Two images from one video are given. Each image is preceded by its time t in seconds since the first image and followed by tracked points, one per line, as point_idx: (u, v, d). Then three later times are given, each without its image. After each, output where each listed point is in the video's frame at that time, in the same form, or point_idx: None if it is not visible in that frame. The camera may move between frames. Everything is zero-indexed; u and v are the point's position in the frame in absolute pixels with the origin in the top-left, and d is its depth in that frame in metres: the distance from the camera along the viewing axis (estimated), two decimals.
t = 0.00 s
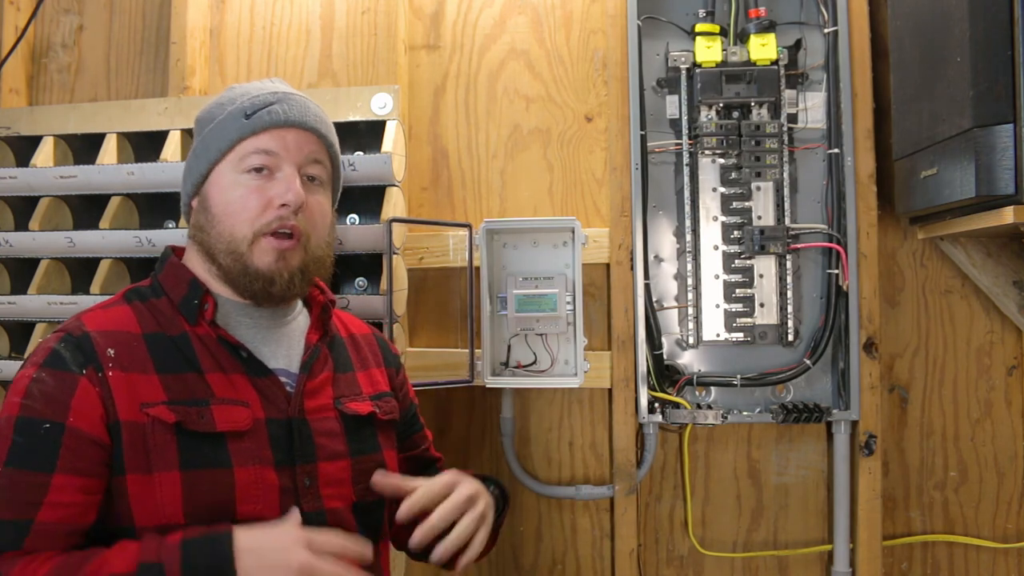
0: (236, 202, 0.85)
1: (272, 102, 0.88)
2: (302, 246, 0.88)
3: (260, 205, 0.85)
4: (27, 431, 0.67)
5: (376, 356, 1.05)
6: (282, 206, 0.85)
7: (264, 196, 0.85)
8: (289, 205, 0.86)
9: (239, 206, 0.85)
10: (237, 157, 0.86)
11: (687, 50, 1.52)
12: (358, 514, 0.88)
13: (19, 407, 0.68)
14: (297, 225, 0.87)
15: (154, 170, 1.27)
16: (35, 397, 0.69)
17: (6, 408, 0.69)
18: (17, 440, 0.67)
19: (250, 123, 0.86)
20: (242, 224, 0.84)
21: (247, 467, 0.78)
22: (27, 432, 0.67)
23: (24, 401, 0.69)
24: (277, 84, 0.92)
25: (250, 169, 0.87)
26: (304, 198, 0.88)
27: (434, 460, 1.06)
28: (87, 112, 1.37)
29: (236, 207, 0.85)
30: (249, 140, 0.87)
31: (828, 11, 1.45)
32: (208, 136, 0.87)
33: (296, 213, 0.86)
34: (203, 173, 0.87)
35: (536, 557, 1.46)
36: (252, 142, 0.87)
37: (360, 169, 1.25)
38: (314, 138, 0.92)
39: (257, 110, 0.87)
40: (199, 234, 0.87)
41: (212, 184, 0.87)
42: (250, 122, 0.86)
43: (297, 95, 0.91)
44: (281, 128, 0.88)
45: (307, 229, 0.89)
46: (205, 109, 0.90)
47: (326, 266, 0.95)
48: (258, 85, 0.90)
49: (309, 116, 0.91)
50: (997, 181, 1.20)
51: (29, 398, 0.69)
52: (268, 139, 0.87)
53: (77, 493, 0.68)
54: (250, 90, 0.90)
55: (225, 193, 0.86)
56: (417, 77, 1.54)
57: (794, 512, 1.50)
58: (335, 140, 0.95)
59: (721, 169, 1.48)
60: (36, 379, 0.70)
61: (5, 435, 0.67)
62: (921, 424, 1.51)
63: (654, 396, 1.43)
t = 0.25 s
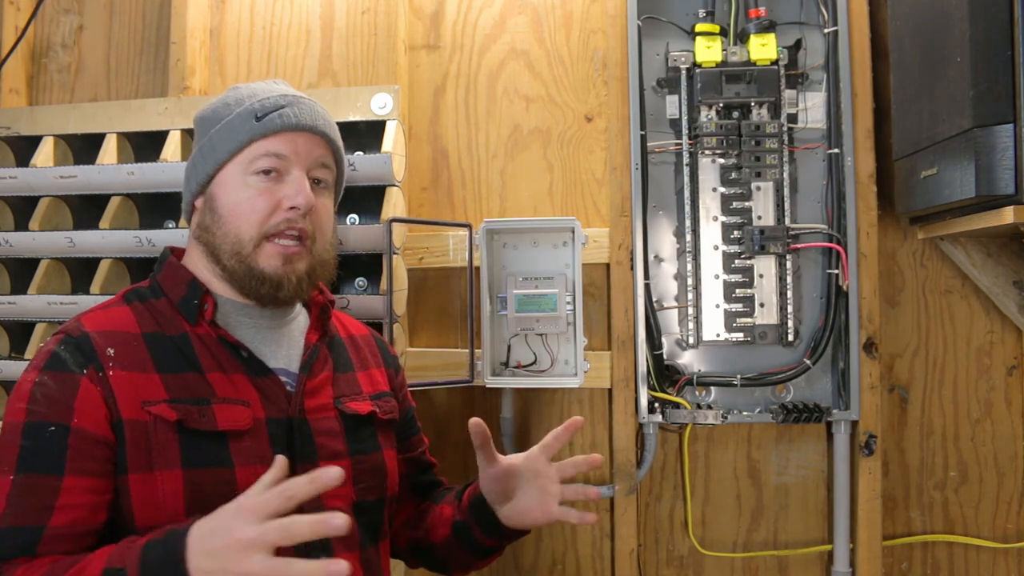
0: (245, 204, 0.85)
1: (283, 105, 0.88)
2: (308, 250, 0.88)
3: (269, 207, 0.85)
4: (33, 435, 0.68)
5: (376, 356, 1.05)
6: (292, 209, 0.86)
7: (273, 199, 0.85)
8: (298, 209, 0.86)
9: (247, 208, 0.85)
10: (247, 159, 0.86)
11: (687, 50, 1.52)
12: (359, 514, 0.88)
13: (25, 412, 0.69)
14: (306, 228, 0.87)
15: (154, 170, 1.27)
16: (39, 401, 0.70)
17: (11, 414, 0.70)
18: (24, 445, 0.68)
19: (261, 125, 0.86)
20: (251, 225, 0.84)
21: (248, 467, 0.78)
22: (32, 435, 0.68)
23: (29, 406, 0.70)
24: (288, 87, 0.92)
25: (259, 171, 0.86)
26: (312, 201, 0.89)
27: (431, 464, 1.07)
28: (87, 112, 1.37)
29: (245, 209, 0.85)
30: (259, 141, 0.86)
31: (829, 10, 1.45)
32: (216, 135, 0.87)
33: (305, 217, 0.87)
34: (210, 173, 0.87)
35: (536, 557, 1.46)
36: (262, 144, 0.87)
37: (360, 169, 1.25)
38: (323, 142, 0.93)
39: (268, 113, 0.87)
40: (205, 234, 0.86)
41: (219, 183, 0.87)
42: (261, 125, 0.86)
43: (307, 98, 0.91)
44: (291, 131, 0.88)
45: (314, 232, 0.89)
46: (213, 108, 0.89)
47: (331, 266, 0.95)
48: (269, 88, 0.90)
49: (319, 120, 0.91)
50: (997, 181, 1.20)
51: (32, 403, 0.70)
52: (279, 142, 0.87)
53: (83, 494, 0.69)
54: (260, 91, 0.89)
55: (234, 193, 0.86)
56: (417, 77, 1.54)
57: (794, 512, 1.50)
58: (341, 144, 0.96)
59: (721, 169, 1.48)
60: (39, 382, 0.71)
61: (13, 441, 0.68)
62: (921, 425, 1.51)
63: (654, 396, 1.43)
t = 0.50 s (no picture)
0: (249, 203, 0.85)
1: (286, 104, 0.88)
2: (313, 247, 0.88)
3: (273, 207, 0.85)
4: (29, 433, 0.68)
5: (379, 359, 1.05)
6: (296, 208, 0.85)
7: (276, 198, 0.85)
8: (302, 207, 0.86)
9: (251, 207, 0.85)
10: (250, 158, 0.86)
11: (687, 50, 1.52)
12: (361, 515, 0.88)
13: (22, 409, 0.69)
14: (310, 227, 0.87)
15: (154, 170, 1.27)
16: (36, 399, 0.70)
17: (9, 411, 0.70)
18: (19, 442, 0.67)
19: (264, 125, 0.86)
20: (255, 225, 0.84)
21: (253, 468, 0.78)
22: (29, 433, 0.68)
23: (26, 403, 0.69)
24: (290, 86, 0.92)
25: (262, 170, 0.86)
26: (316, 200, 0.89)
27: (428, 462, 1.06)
28: (87, 112, 1.37)
29: (249, 208, 0.85)
30: (262, 141, 0.86)
31: (829, 10, 1.45)
32: (219, 136, 0.87)
33: (309, 215, 0.86)
34: (214, 173, 0.87)
35: (535, 557, 1.46)
36: (265, 143, 0.87)
37: (360, 169, 1.25)
38: (326, 141, 0.92)
39: (271, 112, 0.87)
40: (209, 234, 0.86)
41: (223, 183, 0.87)
42: (264, 124, 0.86)
43: (310, 97, 0.91)
44: (294, 130, 0.88)
45: (319, 231, 0.89)
46: (216, 108, 0.90)
47: (327, 271, 0.93)
48: (272, 87, 0.90)
49: (322, 119, 0.91)
50: (997, 181, 1.20)
51: (31, 400, 0.69)
52: (282, 141, 0.87)
53: (75, 495, 0.68)
54: (263, 90, 0.89)
55: (238, 193, 0.86)
56: (417, 77, 1.54)
57: (794, 512, 1.50)
58: (345, 142, 0.96)
59: (721, 169, 1.48)
60: (39, 380, 0.71)
61: (7, 437, 0.68)
62: (921, 425, 1.51)
63: (654, 396, 1.43)
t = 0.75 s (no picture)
0: (228, 203, 0.85)
1: (256, 99, 0.87)
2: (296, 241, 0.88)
3: (250, 204, 0.85)
4: (66, 415, 0.68)
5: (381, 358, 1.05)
6: (272, 204, 0.85)
7: (253, 195, 0.85)
8: (278, 202, 0.85)
9: (230, 207, 0.85)
10: (226, 157, 0.87)
11: (687, 50, 1.52)
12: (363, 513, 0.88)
13: (48, 395, 0.69)
14: (289, 221, 0.87)
15: (154, 170, 1.27)
16: (63, 383, 0.70)
17: (32, 398, 0.69)
18: (54, 425, 0.67)
19: (235, 122, 0.86)
20: (235, 224, 0.85)
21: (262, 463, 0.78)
22: (65, 415, 0.68)
23: (52, 388, 0.69)
24: (264, 80, 0.91)
25: (239, 168, 0.87)
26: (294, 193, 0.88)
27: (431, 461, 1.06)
28: (87, 112, 1.37)
29: (227, 208, 0.85)
30: (236, 139, 0.87)
31: (828, 10, 1.45)
32: (197, 139, 0.88)
33: (286, 210, 0.86)
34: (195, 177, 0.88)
35: (536, 557, 1.46)
36: (239, 141, 0.87)
37: (360, 169, 1.25)
38: (304, 131, 0.91)
39: (242, 109, 0.87)
40: (196, 238, 0.88)
41: (205, 185, 0.88)
42: (235, 122, 0.86)
43: (282, 89, 0.90)
44: (267, 124, 0.87)
45: (300, 224, 0.88)
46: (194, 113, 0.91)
47: (325, 260, 0.95)
48: (245, 83, 0.90)
49: (295, 108, 0.90)
50: (997, 181, 1.20)
51: (56, 385, 0.69)
52: (256, 137, 0.87)
53: (122, 471, 0.69)
54: (235, 88, 0.89)
55: (217, 194, 0.86)
56: (417, 77, 1.54)
57: (794, 512, 1.50)
58: (325, 130, 0.94)
59: (721, 169, 1.48)
60: (61, 366, 0.71)
61: (38, 423, 0.67)
62: (920, 425, 1.51)
63: (654, 396, 1.43)
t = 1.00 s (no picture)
0: (215, 204, 0.86)
1: (233, 99, 0.88)
2: (287, 234, 0.87)
3: (237, 203, 0.85)
4: (81, 418, 0.68)
5: (382, 357, 1.06)
6: (258, 201, 0.85)
7: (239, 193, 0.85)
8: (264, 198, 0.85)
9: (218, 208, 0.85)
10: (210, 159, 0.87)
11: (687, 50, 1.52)
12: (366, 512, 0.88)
13: (61, 398, 0.68)
14: (277, 216, 0.86)
15: (155, 169, 1.27)
16: (75, 385, 0.69)
17: (44, 401, 0.69)
18: (69, 429, 0.67)
19: (214, 124, 0.87)
20: (223, 224, 0.85)
21: (270, 461, 0.78)
22: (80, 418, 0.68)
23: (65, 391, 0.69)
24: (243, 80, 0.92)
25: (224, 169, 0.87)
26: (279, 188, 0.87)
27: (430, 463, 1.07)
28: (87, 112, 1.37)
29: (216, 209, 0.86)
30: (218, 141, 0.87)
31: (828, 10, 1.45)
32: (184, 145, 0.89)
33: (272, 206, 0.86)
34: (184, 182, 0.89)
35: (536, 557, 1.46)
36: (220, 142, 0.87)
37: (360, 169, 1.25)
38: (287, 127, 0.91)
39: (220, 110, 0.87)
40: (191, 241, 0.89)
41: (194, 189, 0.88)
42: (214, 124, 0.87)
43: (261, 86, 0.90)
44: (247, 123, 0.88)
45: (289, 218, 0.88)
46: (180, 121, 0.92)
47: (320, 255, 0.95)
48: (222, 83, 0.90)
49: (274, 104, 0.89)
50: (997, 181, 1.20)
51: (68, 388, 0.69)
52: (237, 137, 0.87)
53: (144, 473, 0.70)
54: (213, 91, 0.90)
55: (205, 196, 0.87)
56: (417, 77, 1.54)
57: (794, 512, 1.50)
58: (309, 123, 0.94)
59: (721, 169, 1.48)
60: (72, 369, 0.70)
61: (53, 426, 0.67)
62: (920, 425, 1.51)
63: (654, 396, 1.43)
